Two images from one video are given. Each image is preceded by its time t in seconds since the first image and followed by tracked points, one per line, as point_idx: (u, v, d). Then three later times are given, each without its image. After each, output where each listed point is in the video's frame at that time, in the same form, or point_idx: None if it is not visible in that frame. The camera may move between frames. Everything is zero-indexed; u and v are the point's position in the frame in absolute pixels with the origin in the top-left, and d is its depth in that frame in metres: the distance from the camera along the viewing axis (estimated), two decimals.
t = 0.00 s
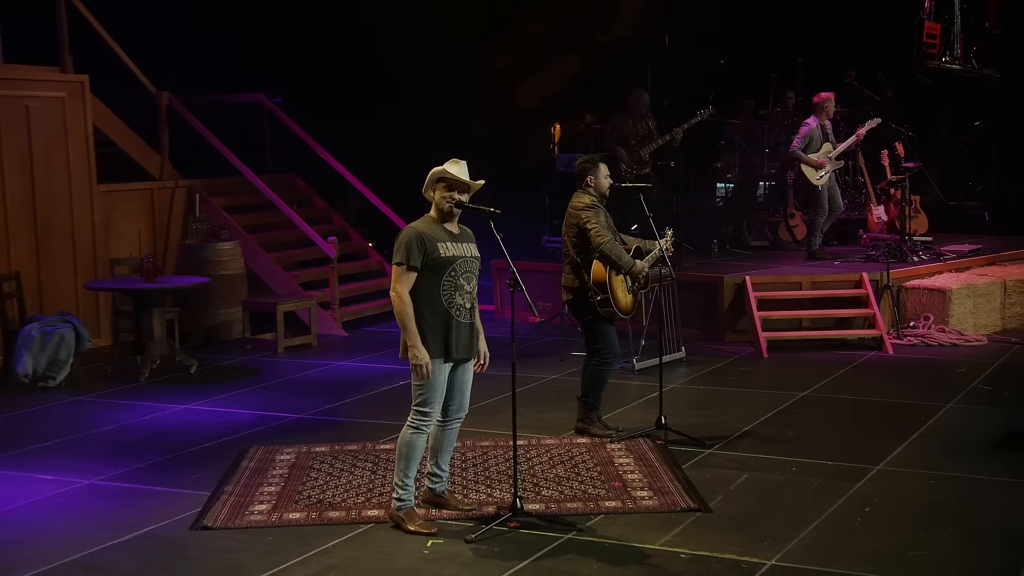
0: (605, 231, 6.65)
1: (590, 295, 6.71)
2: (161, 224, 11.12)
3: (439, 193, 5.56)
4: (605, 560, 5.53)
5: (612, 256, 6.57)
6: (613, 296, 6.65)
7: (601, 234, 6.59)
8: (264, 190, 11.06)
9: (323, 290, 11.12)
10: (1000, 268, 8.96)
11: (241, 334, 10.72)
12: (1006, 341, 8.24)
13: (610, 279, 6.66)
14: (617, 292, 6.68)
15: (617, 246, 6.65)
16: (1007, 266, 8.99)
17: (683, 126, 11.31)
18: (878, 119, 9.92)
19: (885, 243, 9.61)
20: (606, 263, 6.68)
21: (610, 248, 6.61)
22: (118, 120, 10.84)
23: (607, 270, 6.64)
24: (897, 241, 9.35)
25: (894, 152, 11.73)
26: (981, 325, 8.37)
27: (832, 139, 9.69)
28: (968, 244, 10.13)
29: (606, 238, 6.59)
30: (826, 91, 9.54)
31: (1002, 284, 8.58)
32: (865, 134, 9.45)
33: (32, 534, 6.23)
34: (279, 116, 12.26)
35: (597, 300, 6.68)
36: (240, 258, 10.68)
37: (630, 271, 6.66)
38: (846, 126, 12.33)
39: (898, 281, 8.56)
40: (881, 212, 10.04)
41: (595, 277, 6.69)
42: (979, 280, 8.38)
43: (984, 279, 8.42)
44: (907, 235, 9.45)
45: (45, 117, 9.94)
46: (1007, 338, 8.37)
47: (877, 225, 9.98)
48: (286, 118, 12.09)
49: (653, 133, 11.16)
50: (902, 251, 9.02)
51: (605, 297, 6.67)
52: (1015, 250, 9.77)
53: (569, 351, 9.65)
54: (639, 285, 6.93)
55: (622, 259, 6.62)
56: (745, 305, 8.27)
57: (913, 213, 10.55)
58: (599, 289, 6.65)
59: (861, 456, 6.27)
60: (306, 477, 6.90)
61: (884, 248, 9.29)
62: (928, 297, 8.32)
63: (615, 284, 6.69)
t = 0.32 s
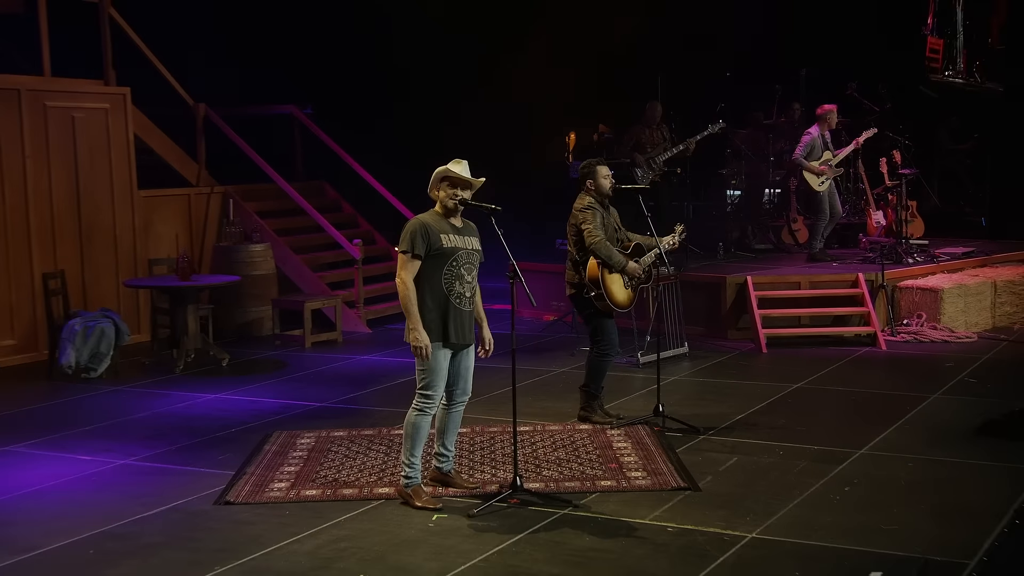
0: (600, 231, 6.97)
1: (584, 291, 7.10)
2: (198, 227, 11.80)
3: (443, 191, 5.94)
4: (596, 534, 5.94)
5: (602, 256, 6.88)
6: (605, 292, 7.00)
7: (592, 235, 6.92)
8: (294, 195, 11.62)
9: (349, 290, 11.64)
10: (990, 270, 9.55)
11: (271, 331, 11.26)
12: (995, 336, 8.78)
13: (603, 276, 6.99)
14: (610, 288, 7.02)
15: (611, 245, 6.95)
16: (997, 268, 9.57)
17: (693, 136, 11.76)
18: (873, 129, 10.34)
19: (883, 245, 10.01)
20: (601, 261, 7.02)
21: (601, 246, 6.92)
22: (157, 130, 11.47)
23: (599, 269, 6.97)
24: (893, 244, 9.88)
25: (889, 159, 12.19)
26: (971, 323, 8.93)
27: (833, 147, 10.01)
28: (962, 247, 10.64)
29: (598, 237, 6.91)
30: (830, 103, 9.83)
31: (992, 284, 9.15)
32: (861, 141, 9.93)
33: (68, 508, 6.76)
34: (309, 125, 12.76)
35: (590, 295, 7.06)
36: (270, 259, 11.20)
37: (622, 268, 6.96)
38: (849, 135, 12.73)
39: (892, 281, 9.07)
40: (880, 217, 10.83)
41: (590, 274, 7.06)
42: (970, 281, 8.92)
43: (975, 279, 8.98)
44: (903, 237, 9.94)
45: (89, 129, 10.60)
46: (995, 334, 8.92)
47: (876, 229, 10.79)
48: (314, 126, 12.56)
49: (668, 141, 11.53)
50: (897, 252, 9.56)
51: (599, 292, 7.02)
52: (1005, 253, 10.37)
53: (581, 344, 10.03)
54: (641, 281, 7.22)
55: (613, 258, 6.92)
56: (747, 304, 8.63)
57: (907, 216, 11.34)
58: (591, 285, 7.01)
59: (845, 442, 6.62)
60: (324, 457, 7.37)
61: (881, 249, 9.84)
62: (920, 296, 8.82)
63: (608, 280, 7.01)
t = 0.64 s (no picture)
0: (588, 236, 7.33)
1: (577, 291, 7.49)
2: (231, 232, 12.45)
3: (447, 192, 6.38)
4: (587, 511, 6.40)
5: (585, 260, 7.26)
6: (593, 293, 7.36)
7: (579, 240, 7.32)
8: (319, 201, 12.16)
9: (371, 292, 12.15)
10: (981, 272, 10.00)
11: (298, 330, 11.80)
12: (983, 335, 9.28)
13: (591, 279, 7.35)
14: (599, 289, 7.36)
15: (597, 250, 7.28)
16: (988, 271, 10.02)
17: (702, 148, 12.19)
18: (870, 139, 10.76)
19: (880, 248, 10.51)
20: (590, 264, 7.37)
21: (587, 252, 7.29)
22: (192, 140, 12.12)
23: (586, 272, 7.34)
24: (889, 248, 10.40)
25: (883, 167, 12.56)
26: (963, 322, 9.40)
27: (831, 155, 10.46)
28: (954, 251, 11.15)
29: (584, 243, 7.29)
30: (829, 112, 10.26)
31: (982, 286, 9.57)
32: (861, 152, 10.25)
33: (100, 487, 7.30)
34: (336, 136, 13.08)
35: (581, 296, 7.44)
36: (297, 261, 11.75)
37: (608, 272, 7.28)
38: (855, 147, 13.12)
39: (886, 283, 9.59)
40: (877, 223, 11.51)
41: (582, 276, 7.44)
42: (960, 283, 9.35)
43: (965, 282, 9.41)
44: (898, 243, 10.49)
45: (128, 140, 11.26)
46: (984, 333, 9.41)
47: (873, 235, 11.49)
48: (340, 138, 12.88)
49: (679, 151, 11.86)
50: (891, 256, 10.09)
51: (589, 293, 7.40)
52: (995, 255, 10.89)
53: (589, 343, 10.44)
54: (636, 281, 7.52)
55: (598, 262, 7.26)
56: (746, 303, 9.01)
57: (902, 224, 11.87)
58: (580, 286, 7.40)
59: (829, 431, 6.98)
60: (340, 442, 7.84)
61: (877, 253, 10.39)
62: (912, 298, 9.30)
63: (597, 282, 7.35)
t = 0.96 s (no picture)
0: (594, 240, 7.72)
1: (583, 292, 7.84)
2: (260, 238, 13.14)
3: (454, 197, 6.84)
4: (581, 491, 6.87)
5: (593, 262, 7.63)
6: (600, 294, 7.73)
7: (586, 243, 7.69)
8: (344, 209, 12.78)
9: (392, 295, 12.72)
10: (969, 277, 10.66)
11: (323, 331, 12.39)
12: (969, 334, 9.89)
13: (597, 280, 7.72)
14: (605, 290, 7.73)
15: (602, 252, 7.67)
16: (975, 275, 10.68)
17: (708, 161, 12.65)
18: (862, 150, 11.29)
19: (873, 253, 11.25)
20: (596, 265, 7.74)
21: (594, 254, 7.67)
22: (224, 151, 12.81)
23: (593, 273, 7.70)
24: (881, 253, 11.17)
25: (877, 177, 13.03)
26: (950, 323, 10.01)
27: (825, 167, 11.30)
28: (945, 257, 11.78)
29: (591, 245, 7.66)
30: (823, 129, 10.72)
31: (968, 289, 10.21)
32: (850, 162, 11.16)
33: (132, 469, 7.87)
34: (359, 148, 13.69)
35: (587, 297, 7.80)
36: (322, 266, 12.34)
37: (614, 274, 7.65)
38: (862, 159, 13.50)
39: (877, 284, 10.18)
40: (870, 229, 12.10)
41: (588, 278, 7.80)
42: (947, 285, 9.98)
43: (952, 284, 10.05)
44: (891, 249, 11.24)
45: (164, 152, 11.93)
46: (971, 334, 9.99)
47: (867, 241, 12.12)
48: (363, 148, 13.51)
49: (685, 162, 12.33)
50: (883, 260, 10.84)
51: (594, 294, 7.76)
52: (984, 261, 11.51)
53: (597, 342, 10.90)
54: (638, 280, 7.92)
55: (604, 264, 7.63)
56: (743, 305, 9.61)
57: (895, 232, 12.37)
58: (587, 287, 7.75)
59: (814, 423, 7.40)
60: (356, 430, 8.36)
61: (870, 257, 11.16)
62: (901, 299, 9.96)
63: (603, 283, 7.73)
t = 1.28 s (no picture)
0: (606, 237, 8.20)
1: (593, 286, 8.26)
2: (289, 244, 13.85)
3: (461, 202, 7.33)
4: (582, 475, 7.35)
5: (608, 256, 8.09)
6: (610, 287, 8.17)
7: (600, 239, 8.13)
8: (368, 216, 13.42)
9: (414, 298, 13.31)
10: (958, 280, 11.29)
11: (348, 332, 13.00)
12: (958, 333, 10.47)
13: (608, 275, 8.17)
14: (615, 284, 8.19)
15: (615, 248, 8.15)
16: (963, 279, 11.32)
17: (713, 172, 13.14)
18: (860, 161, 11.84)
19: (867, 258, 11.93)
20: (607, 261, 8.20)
21: (606, 248, 8.14)
22: (256, 162, 13.53)
23: (606, 268, 8.15)
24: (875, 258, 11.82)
25: (872, 187, 13.58)
26: (940, 324, 10.60)
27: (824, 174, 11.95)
28: (937, 261, 12.37)
29: (605, 241, 8.14)
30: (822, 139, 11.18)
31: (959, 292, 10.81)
32: (849, 172, 11.53)
33: (168, 453, 8.47)
34: (383, 160, 14.36)
35: (597, 290, 8.23)
36: (347, 270, 12.94)
37: (624, 269, 8.15)
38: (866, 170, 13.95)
39: (870, 287, 10.83)
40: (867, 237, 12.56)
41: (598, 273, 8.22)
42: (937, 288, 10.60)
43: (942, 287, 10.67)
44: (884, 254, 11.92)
45: (200, 164, 12.65)
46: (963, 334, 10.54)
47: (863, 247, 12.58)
48: (386, 160, 14.18)
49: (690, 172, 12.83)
50: (877, 265, 11.49)
51: (604, 288, 8.20)
52: (974, 266, 12.14)
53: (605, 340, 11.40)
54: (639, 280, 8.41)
55: (617, 258, 8.11)
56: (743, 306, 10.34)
57: (889, 236, 12.95)
58: (598, 281, 8.18)
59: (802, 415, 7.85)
60: (374, 420, 8.91)
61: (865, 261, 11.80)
62: (893, 301, 10.61)
63: (613, 278, 8.18)
